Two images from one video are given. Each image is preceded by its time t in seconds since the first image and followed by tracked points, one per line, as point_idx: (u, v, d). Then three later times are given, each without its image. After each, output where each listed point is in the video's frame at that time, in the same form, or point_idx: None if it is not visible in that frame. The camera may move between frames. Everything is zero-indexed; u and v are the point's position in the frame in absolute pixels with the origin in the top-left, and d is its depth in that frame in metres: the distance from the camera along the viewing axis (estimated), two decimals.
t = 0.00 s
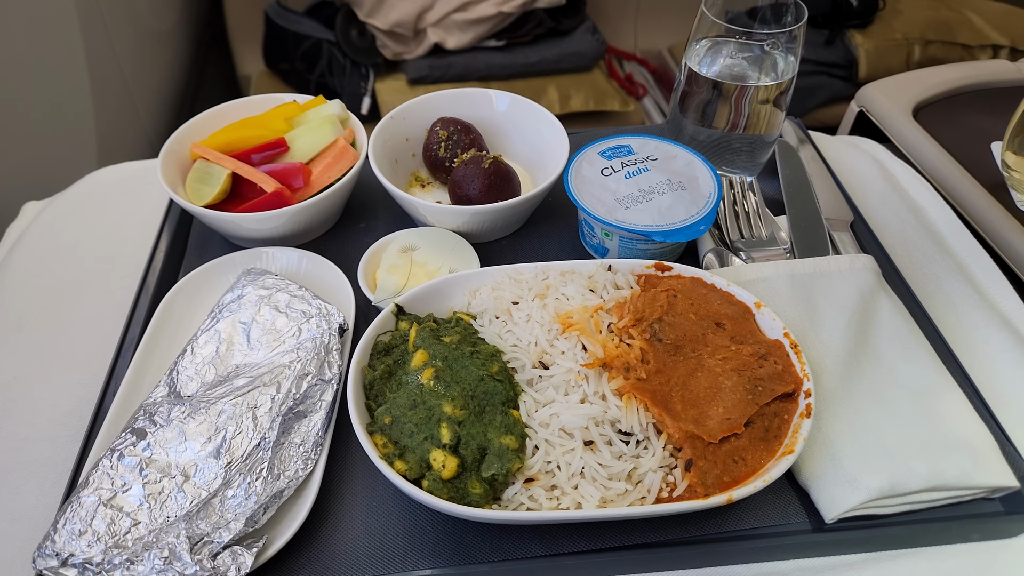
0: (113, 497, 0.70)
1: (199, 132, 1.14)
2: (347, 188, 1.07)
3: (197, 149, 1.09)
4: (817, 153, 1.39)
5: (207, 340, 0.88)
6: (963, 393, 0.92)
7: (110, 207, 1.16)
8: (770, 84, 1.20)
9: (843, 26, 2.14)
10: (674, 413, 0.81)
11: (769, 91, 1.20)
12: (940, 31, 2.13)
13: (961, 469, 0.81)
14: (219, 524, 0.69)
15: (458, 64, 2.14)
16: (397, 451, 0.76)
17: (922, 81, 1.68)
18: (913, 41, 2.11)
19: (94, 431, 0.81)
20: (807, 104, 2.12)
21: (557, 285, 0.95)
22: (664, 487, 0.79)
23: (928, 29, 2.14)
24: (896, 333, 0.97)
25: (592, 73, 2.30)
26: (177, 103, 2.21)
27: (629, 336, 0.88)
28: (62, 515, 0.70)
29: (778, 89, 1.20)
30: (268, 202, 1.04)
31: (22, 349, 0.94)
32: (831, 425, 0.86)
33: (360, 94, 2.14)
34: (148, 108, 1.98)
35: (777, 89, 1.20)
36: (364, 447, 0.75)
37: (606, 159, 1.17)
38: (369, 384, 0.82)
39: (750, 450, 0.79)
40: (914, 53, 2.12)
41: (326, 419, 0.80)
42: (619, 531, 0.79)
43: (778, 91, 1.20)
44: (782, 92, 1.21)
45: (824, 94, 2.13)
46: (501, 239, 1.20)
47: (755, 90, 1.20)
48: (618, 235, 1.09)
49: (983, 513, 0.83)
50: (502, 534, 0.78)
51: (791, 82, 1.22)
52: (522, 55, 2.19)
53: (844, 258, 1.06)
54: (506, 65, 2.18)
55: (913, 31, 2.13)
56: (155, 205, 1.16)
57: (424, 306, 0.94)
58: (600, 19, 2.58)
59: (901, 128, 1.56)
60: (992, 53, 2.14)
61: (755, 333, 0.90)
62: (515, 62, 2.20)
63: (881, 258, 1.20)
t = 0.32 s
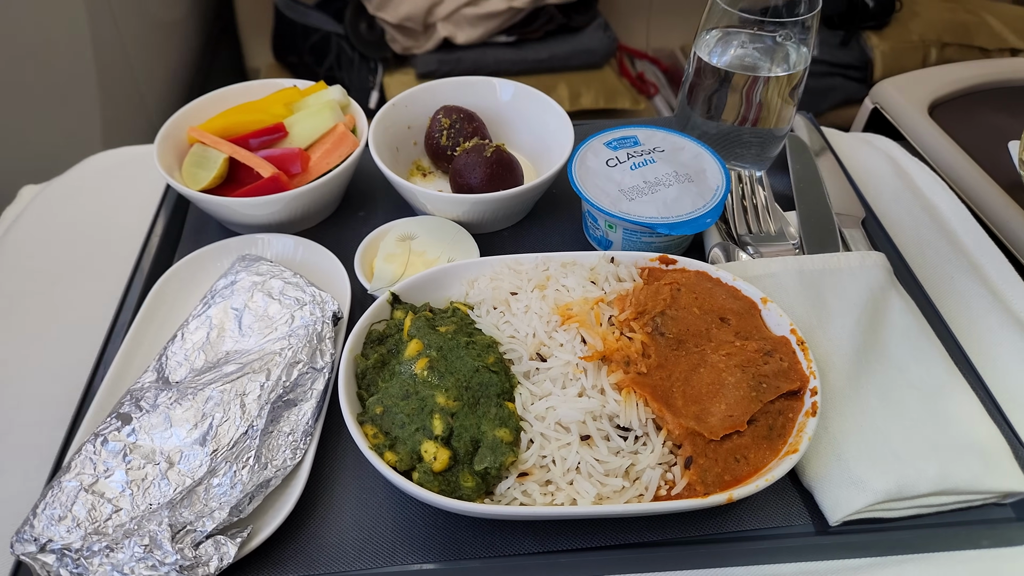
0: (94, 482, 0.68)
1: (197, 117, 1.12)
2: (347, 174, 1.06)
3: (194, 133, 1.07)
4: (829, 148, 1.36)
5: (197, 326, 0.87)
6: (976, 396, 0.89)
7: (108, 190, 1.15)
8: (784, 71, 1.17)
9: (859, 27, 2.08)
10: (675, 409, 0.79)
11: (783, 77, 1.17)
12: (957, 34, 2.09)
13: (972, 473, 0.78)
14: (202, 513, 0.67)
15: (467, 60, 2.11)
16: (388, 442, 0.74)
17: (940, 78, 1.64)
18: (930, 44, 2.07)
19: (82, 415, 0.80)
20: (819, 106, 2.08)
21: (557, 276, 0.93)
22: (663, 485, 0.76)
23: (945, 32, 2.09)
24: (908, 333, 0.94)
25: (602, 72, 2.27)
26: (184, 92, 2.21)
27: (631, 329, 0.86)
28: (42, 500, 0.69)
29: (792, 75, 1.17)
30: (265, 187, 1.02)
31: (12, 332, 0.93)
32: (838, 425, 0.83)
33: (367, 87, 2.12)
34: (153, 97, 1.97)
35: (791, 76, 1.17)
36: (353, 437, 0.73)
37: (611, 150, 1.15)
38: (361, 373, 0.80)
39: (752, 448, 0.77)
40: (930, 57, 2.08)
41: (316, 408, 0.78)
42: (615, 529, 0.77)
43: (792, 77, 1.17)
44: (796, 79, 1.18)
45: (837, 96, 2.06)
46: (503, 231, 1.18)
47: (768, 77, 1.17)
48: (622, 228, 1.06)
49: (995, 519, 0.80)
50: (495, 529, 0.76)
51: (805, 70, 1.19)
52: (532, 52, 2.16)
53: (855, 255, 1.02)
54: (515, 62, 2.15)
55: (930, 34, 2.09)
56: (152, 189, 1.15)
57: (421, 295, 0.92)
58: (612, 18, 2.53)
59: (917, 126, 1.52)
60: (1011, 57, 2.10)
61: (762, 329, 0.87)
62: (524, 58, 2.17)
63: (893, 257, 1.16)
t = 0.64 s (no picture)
0: (72, 466, 0.66)
1: (193, 99, 1.11)
2: (343, 158, 1.04)
3: (188, 114, 1.06)
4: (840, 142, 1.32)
5: (185, 310, 0.85)
6: (988, 397, 0.85)
7: (102, 172, 1.13)
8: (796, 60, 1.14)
9: (873, 27, 2.04)
10: (673, 404, 0.76)
11: (794, 66, 1.14)
12: (972, 36, 2.05)
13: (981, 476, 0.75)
14: (182, 500, 0.65)
15: (474, 54, 2.08)
16: (375, 432, 0.71)
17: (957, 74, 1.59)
18: (944, 46, 2.02)
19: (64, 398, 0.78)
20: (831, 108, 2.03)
21: (556, 266, 0.90)
22: (659, 481, 0.73)
23: (960, 33, 2.05)
24: (917, 331, 0.91)
25: (611, 69, 2.24)
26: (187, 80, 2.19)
27: (630, 321, 0.82)
28: (18, 484, 0.67)
29: (804, 64, 1.14)
30: (259, 169, 1.00)
31: None
32: (844, 424, 0.80)
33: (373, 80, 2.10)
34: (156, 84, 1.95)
35: (802, 65, 1.14)
36: (339, 425, 0.70)
37: (615, 139, 1.12)
38: (351, 361, 0.78)
39: (753, 446, 0.74)
40: (944, 59, 2.04)
41: (303, 396, 0.76)
42: (609, 526, 0.74)
43: (804, 66, 1.14)
44: (807, 68, 1.15)
45: (850, 97, 2.02)
46: (502, 221, 1.15)
47: (780, 65, 1.14)
48: (624, 218, 1.03)
49: (1004, 525, 0.77)
50: (485, 524, 0.73)
51: (816, 59, 1.16)
52: (541, 48, 2.12)
53: (865, 250, 0.99)
54: (523, 57, 2.11)
55: (944, 35, 2.04)
56: (147, 172, 1.13)
57: (415, 283, 0.89)
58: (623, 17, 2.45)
59: (931, 121, 1.48)
60: None
61: (766, 323, 0.85)
62: (533, 54, 2.13)
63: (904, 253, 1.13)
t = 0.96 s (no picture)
0: (50, 452, 0.65)
1: (189, 83, 1.10)
2: (340, 142, 1.02)
3: (183, 97, 1.04)
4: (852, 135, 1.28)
5: (173, 295, 0.83)
6: (1002, 398, 0.82)
7: (98, 155, 1.12)
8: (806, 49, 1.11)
9: (889, 26, 1.99)
10: (673, 399, 0.73)
11: (805, 55, 1.11)
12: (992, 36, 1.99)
13: (994, 479, 0.71)
14: (162, 489, 0.63)
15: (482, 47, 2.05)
16: (363, 422, 0.69)
17: (978, 67, 1.53)
18: (963, 44, 1.97)
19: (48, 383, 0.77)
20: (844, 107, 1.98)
21: (555, 256, 0.87)
22: (656, 479, 0.71)
23: (978, 33, 1.99)
24: (929, 329, 0.87)
25: (622, 64, 2.19)
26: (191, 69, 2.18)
27: (629, 313, 0.80)
28: None
29: (815, 54, 1.11)
30: (252, 154, 0.99)
31: None
32: (851, 424, 0.76)
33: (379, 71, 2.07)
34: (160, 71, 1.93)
35: (814, 55, 1.11)
36: (325, 415, 0.68)
37: (619, 127, 1.09)
38: (340, 349, 0.75)
39: (755, 444, 0.71)
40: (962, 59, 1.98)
41: (290, 384, 0.73)
42: (604, 524, 0.71)
43: (815, 56, 1.11)
44: (819, 58, 1.12)
45: (864, 96, 1.97)
46: (503, 211, 1.13)
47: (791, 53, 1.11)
48: (626, 208, 1.01)
49: (1018, 532, 0.73)
50: (475, 520, 0.71)
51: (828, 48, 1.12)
52: (550, 42, 2.09)
53: (876, 245, 0.96)
54: (532, 52, 2.07)
55: (963, 35, 1.99)
56: (142, 155, 1.12)
57: (410, 271, 0.87)
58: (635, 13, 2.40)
59: (946, 116, 1.44)
60: None
61: (770, 318, 0.82)
62: (541, 48, 2.09)
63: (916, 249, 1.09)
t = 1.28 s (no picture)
0: (31, 438, 0.63)
1: (189, 68, 1.09)
2: (339, 129, 1.00)
3: (182, 82, 1.03)
4: (867, 129, 1.25)
5: (165, 282, 0.81)
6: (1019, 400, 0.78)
7: (98, 140, 1.11)
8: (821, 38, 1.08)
9: (907, 25, 1.95)
10: (673, 395, 0.70)
11: (819, 44, 1.08)
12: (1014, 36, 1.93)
13: (1010, 485, 0.68)
14: (144, 478, 0.62)
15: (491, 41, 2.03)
16: (352, 413, 0.67)
17: (1001, 61, 1.48)
18: (984, 44, 1.91)
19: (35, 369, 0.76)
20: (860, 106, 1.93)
21: (555, 247, 0.85)
22: (654, 478, 0.68)
23: (1000, 34, 1.92)
24: (943, 328, 0.84)
25: (635, 60, 2.14)
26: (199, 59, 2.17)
27: (630, 306, 0.77)
28: None
29: (830, 42, 1.08)
30: (250, 140, 0.97)
31: None
32: (859, 425, 0.73)
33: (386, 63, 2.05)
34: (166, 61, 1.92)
35: (829, 44, 1.08)
36: (313, 405, 0.66)
37: (625, 117, 1.06)
38: (331, 339, 0.73)
39: (758, 444, 0.68)
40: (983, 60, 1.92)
41: (280, 373, 0.72)
42: (599, 524, 0.69)
43: (830, 45, 1.08)
44: (834, 47, 1.09)
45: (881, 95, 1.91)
46: (505, 202, 1.10)
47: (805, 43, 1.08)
48: (631, 200, 0.98)
49: None
50: (466, 517, 0.69)
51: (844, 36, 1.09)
52: (563, 37, 2.05)
53: (889, 241, 0.92)
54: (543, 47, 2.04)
55: (984, 34, 1.93)
56: (142, 142, 1.11)
57: (406, 261, 0.85)
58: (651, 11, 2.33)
59: (964, 112, 1.39)
60: None
61: (777, 314, 0.79)
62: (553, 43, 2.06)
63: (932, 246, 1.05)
